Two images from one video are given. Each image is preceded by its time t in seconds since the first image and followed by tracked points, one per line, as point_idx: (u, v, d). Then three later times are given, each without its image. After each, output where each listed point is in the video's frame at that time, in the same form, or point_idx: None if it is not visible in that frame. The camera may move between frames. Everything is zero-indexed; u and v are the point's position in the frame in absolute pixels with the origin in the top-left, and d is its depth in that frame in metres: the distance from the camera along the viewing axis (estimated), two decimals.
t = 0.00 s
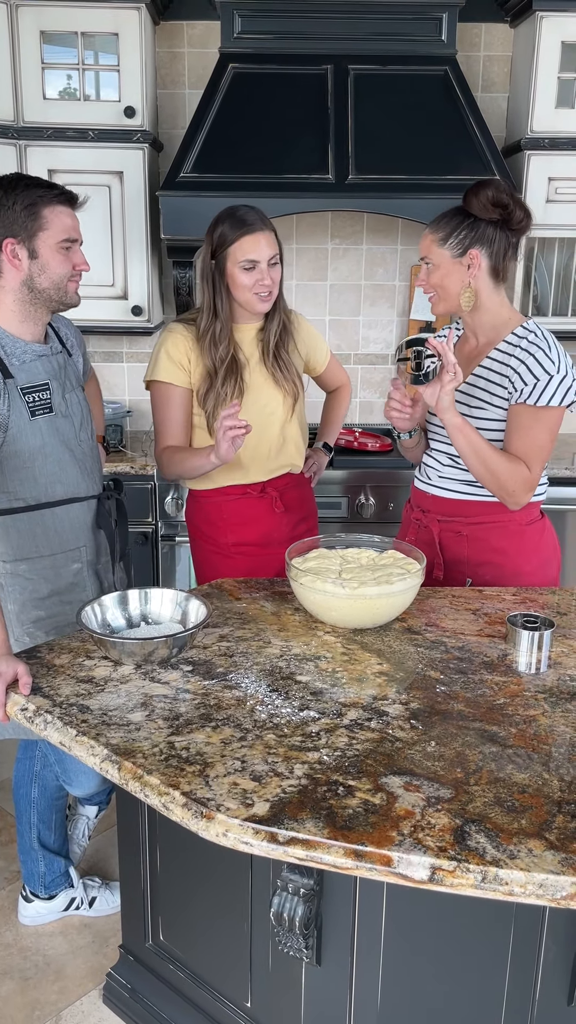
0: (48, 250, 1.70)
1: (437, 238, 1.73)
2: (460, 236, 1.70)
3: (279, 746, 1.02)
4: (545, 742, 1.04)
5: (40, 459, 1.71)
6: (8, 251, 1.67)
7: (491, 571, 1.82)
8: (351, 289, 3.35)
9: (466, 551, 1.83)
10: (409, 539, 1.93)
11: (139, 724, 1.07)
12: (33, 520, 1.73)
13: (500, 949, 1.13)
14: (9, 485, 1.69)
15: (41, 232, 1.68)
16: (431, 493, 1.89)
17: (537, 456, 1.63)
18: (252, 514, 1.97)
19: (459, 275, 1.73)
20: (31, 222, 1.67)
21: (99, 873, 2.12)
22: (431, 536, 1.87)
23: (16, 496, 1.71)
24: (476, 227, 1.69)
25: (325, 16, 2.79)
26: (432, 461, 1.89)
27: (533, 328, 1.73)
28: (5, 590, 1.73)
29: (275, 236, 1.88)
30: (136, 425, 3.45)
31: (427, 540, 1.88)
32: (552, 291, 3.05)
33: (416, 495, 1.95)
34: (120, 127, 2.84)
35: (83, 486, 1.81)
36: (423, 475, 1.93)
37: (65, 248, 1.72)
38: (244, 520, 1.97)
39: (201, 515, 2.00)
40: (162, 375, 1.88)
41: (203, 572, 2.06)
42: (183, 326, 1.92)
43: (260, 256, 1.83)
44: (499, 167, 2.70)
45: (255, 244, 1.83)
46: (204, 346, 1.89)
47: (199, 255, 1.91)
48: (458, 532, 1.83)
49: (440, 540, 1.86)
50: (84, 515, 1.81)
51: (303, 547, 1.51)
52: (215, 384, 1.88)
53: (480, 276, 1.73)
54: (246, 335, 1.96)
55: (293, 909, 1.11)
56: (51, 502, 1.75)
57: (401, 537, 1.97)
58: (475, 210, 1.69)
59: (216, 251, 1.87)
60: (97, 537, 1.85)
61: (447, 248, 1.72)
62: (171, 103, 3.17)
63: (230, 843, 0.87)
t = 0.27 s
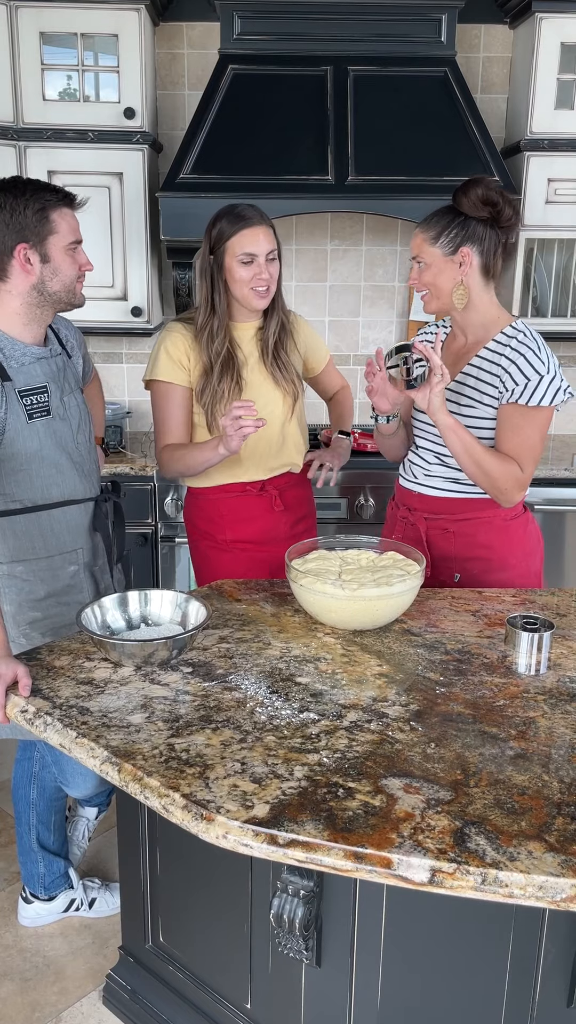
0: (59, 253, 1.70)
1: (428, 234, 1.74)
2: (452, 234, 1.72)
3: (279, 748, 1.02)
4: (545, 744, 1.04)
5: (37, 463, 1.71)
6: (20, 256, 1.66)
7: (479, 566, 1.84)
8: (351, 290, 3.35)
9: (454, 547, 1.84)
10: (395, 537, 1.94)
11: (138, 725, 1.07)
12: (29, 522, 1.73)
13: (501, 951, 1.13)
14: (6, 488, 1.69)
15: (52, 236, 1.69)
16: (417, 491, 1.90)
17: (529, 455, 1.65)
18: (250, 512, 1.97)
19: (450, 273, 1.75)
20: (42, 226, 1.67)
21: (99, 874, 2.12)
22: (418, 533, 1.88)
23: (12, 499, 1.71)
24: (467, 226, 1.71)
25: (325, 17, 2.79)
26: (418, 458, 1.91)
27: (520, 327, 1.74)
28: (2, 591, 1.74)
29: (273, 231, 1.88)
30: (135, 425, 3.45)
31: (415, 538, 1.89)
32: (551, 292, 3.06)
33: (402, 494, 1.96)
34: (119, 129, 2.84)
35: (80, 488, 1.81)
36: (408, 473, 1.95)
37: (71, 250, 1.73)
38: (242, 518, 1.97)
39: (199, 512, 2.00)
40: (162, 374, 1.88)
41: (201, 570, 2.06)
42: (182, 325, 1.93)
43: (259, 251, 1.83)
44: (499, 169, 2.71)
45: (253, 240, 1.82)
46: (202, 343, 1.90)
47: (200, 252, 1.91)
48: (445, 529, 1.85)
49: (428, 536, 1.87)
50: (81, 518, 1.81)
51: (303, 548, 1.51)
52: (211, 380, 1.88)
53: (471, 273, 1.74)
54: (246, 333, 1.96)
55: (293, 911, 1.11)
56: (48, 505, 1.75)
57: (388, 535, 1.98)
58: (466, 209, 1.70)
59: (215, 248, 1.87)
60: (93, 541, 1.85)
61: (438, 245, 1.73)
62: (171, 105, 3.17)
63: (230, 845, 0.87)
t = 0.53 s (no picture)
0: (66, 259, 1.71)
1: (419, 231, 1.75)
2: (442, 231, 1.73)
3: (281, 746, 1.03)
4: (547, 743, 1.05)
5: (37, 462, 1.72)
6: (28, 259, 1.66)
7: (471, 561, 1.86)
8: (351, 290, 3.36)
9: (448, 543, 1.86)
10: (388, 535, 1.95)
11: (141, 724, 1.08)
12: (29, 522, 1.73)
13: (503, 950, 1.13)
14: (6, 488, 1.70)
15: (61, 242, 1.69)
16: (409, 489, 1.91)
17: (519, 452, 1.68)
18: (260, 506, 1.97)
19: (440, 269, 1.76)
20: (52, 231, 1.67)
21: (100, 873, 2.12)
22: (412, 530, 1.88)
23: (12, 498, 1.71)
24: (457, 223, 1.73)
25: (325, 18, 2.79)
26: (407, 457, 1.91)
27: (506, 325, 1.76)
28: (2, 590, 1.74)
29: (275, 231, 1.87)
30: (136, 425, 3.45)
31: (408, 535, 1.90)
32: (552, 292, 3.06)
33: (392, 491, 1.96)
34: (121, 129, 2.85)
35: (80, 488, 1.81)
36: (398, 471, 1.95)
37: (78, 258, 1.74)
38: (251, 513, 1.97)
39: (207, 507, 1.99)
40: (175, 371, 1.87)
41: (207, 567, 2.05)
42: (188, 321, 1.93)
43: (262, 252, 1.83)
44: (501, 176, 2.75)
45: (257, 242, 1.82)
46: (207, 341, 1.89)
47: (201, 251, 1.90)
48: (439, 525, 1.86)
49: (422, 533, 1.88)
50: (80, 518, 1.81)
51: (304, 548, 1.51)
52: (221, 377, 1.89)
53: (460, 271, 1.76)
54: (248, 332, 1.98)
55: (295, 910, 1.11)
56: (48, 504, 1.75)
57: (379, 533, 1.99)
58: (456, 206, 1.72)
59: (218, 249, 1.86)
60: (93, 541, 1.85)
61: (428, 241, 1.74)
62: (172, 105, 3.18)
63: (232, 844, 0.87)
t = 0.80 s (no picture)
0: (66, 256, 1.70)
1: (418, 239, 1.73)
2: (442, 235, 1.72)
3: (283, 745, 1.03)
4: (549, 741, 1.05)
5: (39, 462, 1.72)
6: (29, 259, 1.66)
7: (464, 558, 1.87)
8: (352, 290, 3.36)
9: (443, 537, 1.86)
10: (382, 530, 1.94)
11: (142, 724, 1.08)
12: (30, 523, 1.73)
13: (505, 950, 1.13)
14: (8, 488, 1.70)
15: (60, 240, 1.69)
16: (405, 485, 1.90)
17: (511, 447, 1.71)
18: (264, 508, 1.97)
19: (443, 273, 1.75)
20: (51, 229, 1.67)
21: (101, 873, 2.12)
22: (408, 525, 1.89)
23: (14, 498, 1.71)
24: (454, 225, 1.73)
25: (326, 18, 2.79)
26: (401, 453, 1.92)
27: (497, 322, 1.78)
28: (2, 590, 1.74)
29: (280, 235, 1.87)
30: (137, 425, 3.45)
31: (402, 531, 1.90)
32: (552, 292, 3.06)
33: (385, 486, 1.96)
34: (121, 129, 2.85)
35: (81, 488, 1.81)
36: (390, 466, 1.95)
37: (78, 254, 1.73)
38: (257, 515, 1.97)
39: (211, 509, 1.98)
40: (187, 368, 1.85)
41: (209, 568, 2.04)
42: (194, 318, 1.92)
43: (267, 256, 1.83)
44: (502, 176, 2.75)
45: (262, 245, 1.82)
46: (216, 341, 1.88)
47: (206, 250, 1.89)
48: (435, 520, 1.86)
49: (418, 528, 1.88)
50: (81, 518, 1.81)
51: (305, 547, 1.51)
52: (231, 377, 1.88)
53: (459, 271, 1.76)
54: (250, 332, 1.98)
55: (296, 909, 1.11)
56: (49, 504, 1.75)
57: (372, 528, 1.98)
58: (448, 208, 1.72)
59: (224, 249, 1.85)
60: (93, 541, 1.85)
61: (430, 248, 1.73)
62: (172, 105, 3.18)
63: (234, 842, 0.87)
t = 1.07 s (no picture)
0: (68, 260, 1.70)
1: (431, 241, 1.72)
2: (450, 237, 1.74)
3: (283, 745, 1.03)
4: (548, 741, 1.05)
5: (40, 463, 1.72)
6: (30, 260, 1.66)
7: (462, 555, 1.88)
8: (352, 291, 3.36)
9: (441, 534, 1.87)
10: (379, 529, 1.94)
11: (142, 724, 1.08)
12: (31, 523, 1.73)
13: (505, 950, 1.14)
14: (9, 488, 1.70)
15: (64, 244, 1.68)
16: (403, 484, 1.90)
17: (502, 442, 1.72)
18: (261, 509, 1.97)
19: (450, 274, 1.77)
20: (56, 233, 1.66)
21: (101, 873, 2.12)
22: (406, 523, 1.89)
23: (15, 498, 1.71)
24: (458, 227, 1.75)
25: (326, 19, 2.80)
26: (396, 452, 1.92)
27: (489, 318, 1.79)
28: (3, 591, 1.74)
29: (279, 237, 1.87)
30: (137, 426, 3.45)
31: (400, 528, 1.91)
32: (551, 292, 3.06)
33: (382, 485, 1.96)
34: (121, 130, 2.85)
35: (82, 489, 1.82)
36: (387, 465, 1.95)
37: (81, 259, 1.73)
38: (254, 517, 1.97)
39: (207, 510, 1.98)
40: (186, 368, 1.85)
41: (206, 570, 2.04)
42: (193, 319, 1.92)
43: (267, 261, 1.83)
44: (501, 175, 2.75)
45: (262, 249, 1.82)
46: (216, 345, 1.89)
47: (204, 252, 1.89)
48: (433, 517, 1.87)
49: (416, 526, 1.89)
50: (83, 519, 1.81)
51: (305, 547, 1.51)
52: (231, 379, 1.89)
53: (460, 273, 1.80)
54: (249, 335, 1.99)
55: (296, 908, 1.12)
56: (50, 505, 1.75)
57: (368, 529, 1.97)
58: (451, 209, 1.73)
59: (223, 252, 1.85)
60: (95, 541, 1.86)
61: (442, 250, 1.74)
62: (172, 106, 3.18)
63: (234, 842, 0.87)
